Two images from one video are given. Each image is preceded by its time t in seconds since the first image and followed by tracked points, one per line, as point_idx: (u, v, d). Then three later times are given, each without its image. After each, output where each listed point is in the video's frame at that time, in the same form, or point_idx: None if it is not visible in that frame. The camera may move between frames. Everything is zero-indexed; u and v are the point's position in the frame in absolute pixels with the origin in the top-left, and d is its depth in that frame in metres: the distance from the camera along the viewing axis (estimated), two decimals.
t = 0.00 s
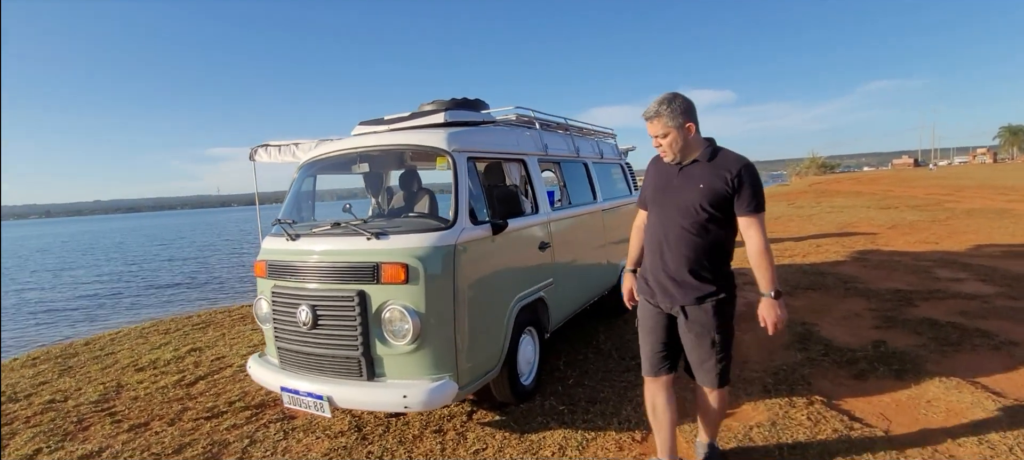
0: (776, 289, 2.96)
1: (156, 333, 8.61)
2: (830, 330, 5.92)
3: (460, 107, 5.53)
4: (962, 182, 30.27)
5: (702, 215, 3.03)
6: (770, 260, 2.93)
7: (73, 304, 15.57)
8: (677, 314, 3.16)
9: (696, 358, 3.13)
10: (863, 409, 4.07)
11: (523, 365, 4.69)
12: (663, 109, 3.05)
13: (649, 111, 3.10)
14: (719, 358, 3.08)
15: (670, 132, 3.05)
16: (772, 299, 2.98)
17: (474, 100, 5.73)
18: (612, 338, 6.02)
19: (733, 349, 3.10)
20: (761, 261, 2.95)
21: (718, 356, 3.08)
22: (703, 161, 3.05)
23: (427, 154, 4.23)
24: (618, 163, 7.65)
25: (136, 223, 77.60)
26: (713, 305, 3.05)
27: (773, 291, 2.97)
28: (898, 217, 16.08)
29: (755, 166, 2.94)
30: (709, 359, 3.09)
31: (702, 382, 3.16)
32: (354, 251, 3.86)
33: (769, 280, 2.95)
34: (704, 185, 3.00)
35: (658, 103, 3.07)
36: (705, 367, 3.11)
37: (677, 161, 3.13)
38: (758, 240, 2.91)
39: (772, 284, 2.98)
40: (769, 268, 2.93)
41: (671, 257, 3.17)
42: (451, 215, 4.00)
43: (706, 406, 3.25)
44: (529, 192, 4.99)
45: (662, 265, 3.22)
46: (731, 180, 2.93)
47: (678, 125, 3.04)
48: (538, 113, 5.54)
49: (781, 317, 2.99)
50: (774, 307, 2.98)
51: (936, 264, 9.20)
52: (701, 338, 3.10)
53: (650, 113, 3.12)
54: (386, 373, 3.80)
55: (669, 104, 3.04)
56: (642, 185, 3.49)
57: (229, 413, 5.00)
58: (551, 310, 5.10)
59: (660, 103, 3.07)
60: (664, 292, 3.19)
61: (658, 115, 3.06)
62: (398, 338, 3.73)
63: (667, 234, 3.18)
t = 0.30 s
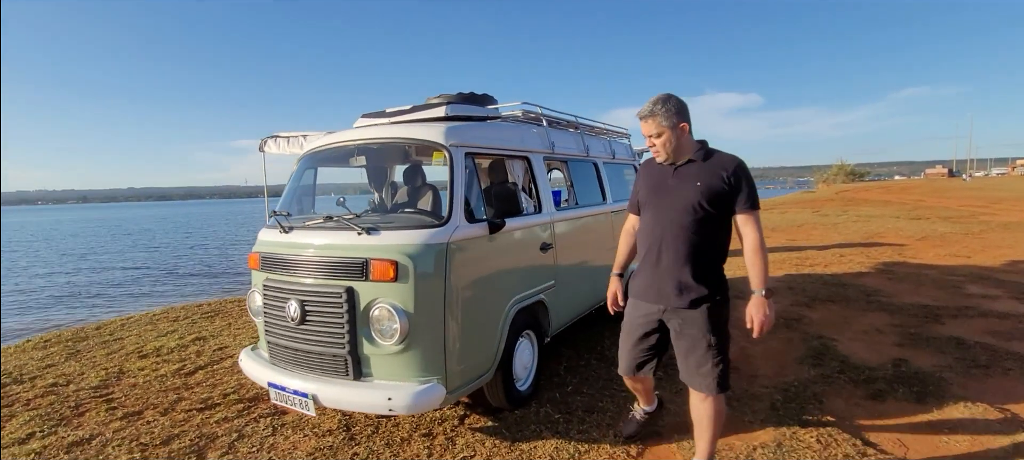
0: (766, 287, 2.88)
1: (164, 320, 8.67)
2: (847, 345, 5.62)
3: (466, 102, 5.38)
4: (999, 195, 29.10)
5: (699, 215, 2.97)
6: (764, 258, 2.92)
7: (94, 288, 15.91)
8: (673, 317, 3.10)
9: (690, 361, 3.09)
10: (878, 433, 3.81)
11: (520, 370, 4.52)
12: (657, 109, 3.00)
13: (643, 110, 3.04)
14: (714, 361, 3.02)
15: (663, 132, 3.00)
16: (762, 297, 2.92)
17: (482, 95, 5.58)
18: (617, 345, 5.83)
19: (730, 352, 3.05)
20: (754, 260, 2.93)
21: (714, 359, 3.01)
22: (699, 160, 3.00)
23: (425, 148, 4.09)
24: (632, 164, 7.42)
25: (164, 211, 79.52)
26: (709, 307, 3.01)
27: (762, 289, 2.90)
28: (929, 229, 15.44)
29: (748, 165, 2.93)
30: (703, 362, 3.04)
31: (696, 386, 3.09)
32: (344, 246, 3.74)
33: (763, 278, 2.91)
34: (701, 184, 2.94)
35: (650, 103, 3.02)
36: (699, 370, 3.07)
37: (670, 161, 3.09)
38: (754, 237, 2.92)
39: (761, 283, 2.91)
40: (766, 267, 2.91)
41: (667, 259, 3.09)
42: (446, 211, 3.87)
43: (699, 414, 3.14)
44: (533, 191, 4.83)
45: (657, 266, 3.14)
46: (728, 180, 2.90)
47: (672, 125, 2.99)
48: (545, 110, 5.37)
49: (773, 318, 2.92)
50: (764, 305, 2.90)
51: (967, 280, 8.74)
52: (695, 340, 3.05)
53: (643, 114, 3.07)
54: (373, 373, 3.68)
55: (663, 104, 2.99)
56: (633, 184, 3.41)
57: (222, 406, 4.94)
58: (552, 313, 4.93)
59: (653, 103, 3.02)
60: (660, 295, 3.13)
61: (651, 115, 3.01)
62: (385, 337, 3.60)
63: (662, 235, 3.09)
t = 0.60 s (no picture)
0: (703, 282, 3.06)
1: (162, 318, 8.61)
2: (857, 347, 5.43)
3: (461, 96, 5.23)
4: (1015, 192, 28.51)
5: (664, 214, 3.28)
6: (712, 255, 3.07)
7: (99, 286, 15.95)
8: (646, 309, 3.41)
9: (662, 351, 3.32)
10: (888, 441, 3.63)
11: (514, 372, 4.37)
12: (620, 120, 3.34)
13: (607, 122, 3.40)
14: (683, 353, 3.22)
15: (626, 141, 3.35)
16: (702, 292, 3.09)
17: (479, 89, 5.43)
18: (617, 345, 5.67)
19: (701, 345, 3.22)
20: (703, 255, 3.10)
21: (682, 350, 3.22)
22: (662, 165, 3.31)
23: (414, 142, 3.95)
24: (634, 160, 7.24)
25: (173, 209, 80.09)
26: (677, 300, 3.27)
27: (703, 283, 3.08)
28: (942, 226, 15.09)
29: (709, 167, 3.20)
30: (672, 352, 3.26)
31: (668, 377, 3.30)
32: (329, 244, 3.62)
33: (706, 273, 3.08)
34: (664, 187, 3.25)
35: (614, 115, 3.37)
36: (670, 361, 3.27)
37: (637, 166, 3.45)
38: (706, 233, 3.07)
39: (703, 278, 3.09)
40: (711, 263, 3.08)
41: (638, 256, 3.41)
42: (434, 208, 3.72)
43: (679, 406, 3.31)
44: (528, 187, 4.69)
45: (629, 263, 3.46)
46: (688, 181, 3.19)
47: (632, 134, 3.33)
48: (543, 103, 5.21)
49: (705, 313, 3.09)
50: (700, 300, 3.08)
51: (982, 279, 8.48)
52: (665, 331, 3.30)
53: (609, 124, 3.43)
54: (359, 376, 3.55)
55: (624, 115, 3.33)
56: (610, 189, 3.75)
57: (211, 407, 4.84)
58: (548, 313, 4.78)
59: (617, 114, 3.37)
60: (632, 289, 3.45)
61: (615, 126, 3.37)
62: (371, 339, 3.47)
63: (633, 234, 3.42)
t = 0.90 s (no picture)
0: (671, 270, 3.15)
1: (167, 319, 8.57)
2: (876, 354, 5.18)
3: (461, 92, 5.07)
4: None
5: (644, 208, 3.36)
6: (686, 241, 3.12)
7: (111, 285, 16.07)
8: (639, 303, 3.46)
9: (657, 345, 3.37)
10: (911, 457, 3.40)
11: (514, 378, 4.21)
12: (592, 125, 3.46)
13: (581, 128, 3.52)
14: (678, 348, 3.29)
15: (600, 144, 3.46)
16: (670, 280, 3.17)
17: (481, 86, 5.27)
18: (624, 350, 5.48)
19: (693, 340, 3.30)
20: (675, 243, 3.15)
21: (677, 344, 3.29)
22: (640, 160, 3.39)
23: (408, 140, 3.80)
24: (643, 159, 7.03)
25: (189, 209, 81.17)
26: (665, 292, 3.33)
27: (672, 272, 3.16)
28: (966, 227, 14.61)
29: (683, 155, 3.24)
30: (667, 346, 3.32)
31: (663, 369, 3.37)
32: (319, 246, 3.49)
33: (677, 260, 3.13)
34: (641, 182, 3.35)
35: (585, 121, 3.49)
36: (665, 356, 3.34)
37: (617, 166, 3.54)
38: (682, 221, 3.12)
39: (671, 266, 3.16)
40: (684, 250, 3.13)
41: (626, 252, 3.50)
42: (428, 208, 3.56)
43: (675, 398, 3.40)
44: (530, 187, 4.52)
45: (621, 258, 3.55)
46: (663, 172, 3.25)
47: (605, 136, 3.43)
48: (546, 100, 5.04)
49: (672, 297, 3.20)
50: (666, 286, 3.18)
51: (1009, 282, 8.12)
52: (658, 326, 3.35)
53: (583, 131, 3.55)
54: (350, 383, 3.41)
55: (596, 119, 3.45)
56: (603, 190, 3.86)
57: (206, 411, 4.73)
58: (551, 317, 4.61)
59: (587, 120, 3.48)
60: (625, 284, 3.52)
61: (588, 132, 3.48)
62: (362, 344, 3.33)
63: (620, 231, 3.53)
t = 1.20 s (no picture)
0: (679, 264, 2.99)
1: (167, 319, 8.49)
2: (890, 358, 4.98)
3: (458, 88, 4.91)
4: None
5: (642, 205, 3.22)
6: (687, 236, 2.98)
7: (116, 284, 16.09)
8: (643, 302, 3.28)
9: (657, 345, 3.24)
10: None
11: (511, 385, 4.06)
12: (585, 125, 3.33)
13: (573, 130, 3.39)
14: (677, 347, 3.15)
15: (594, 144, 3.33)
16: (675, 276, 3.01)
17: (479, 82, 5.10)
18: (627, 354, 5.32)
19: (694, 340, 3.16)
20: (677, 237, 3.00)
21: (677, 344, 3.14)
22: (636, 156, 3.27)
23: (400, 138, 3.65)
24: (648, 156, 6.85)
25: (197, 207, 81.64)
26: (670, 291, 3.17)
27: (676, 268, 2.99)
28: (980, 224, 14.28)
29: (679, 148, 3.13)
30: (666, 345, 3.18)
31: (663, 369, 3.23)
32: (306, 249, 3.34)
33: (678, 255, 3.00)
34: (637, 178, 3.22)
35: (578, 123, 3.37)
36: (664, 355, 3.20)
37: (612, 167, 3.42)
38: (680, 214, 2.99)
39: (675, 262, 3.00)
40: (686, 244, 2.99)
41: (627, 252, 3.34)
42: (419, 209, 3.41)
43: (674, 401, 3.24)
44: (528, 186, 4.36)
45: (622, 258, 3.38)
46: (659, 167, 3.14)
47: (599, 136, 3.31)
48: (545, 96, 4.87)
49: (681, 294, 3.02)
50: (672, 283, 3.01)
51: None
52: (658, 325, 3.22)
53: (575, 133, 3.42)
54: (338, 391, 3.28)
55: (589, 118, 3.33)
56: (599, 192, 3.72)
57: (198, 416, 4.63)
58: (550, 321, 4.45)
59: (581, 122, 3.36)
60: (628, 285, 3.35)
61: (582, 134, 3.35)
62: (350, 352, 3.20)
63: (619, 232, 3.37)
